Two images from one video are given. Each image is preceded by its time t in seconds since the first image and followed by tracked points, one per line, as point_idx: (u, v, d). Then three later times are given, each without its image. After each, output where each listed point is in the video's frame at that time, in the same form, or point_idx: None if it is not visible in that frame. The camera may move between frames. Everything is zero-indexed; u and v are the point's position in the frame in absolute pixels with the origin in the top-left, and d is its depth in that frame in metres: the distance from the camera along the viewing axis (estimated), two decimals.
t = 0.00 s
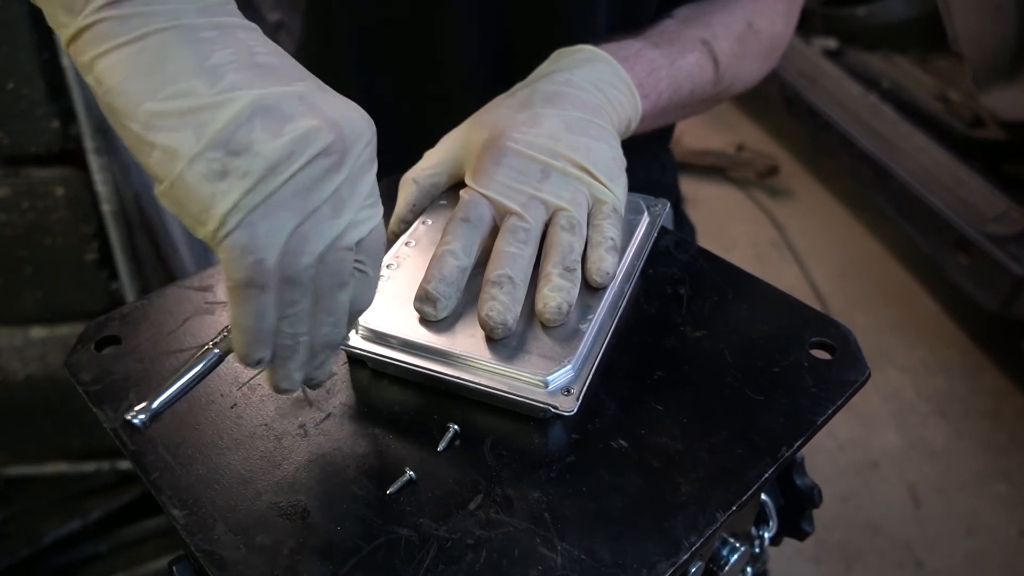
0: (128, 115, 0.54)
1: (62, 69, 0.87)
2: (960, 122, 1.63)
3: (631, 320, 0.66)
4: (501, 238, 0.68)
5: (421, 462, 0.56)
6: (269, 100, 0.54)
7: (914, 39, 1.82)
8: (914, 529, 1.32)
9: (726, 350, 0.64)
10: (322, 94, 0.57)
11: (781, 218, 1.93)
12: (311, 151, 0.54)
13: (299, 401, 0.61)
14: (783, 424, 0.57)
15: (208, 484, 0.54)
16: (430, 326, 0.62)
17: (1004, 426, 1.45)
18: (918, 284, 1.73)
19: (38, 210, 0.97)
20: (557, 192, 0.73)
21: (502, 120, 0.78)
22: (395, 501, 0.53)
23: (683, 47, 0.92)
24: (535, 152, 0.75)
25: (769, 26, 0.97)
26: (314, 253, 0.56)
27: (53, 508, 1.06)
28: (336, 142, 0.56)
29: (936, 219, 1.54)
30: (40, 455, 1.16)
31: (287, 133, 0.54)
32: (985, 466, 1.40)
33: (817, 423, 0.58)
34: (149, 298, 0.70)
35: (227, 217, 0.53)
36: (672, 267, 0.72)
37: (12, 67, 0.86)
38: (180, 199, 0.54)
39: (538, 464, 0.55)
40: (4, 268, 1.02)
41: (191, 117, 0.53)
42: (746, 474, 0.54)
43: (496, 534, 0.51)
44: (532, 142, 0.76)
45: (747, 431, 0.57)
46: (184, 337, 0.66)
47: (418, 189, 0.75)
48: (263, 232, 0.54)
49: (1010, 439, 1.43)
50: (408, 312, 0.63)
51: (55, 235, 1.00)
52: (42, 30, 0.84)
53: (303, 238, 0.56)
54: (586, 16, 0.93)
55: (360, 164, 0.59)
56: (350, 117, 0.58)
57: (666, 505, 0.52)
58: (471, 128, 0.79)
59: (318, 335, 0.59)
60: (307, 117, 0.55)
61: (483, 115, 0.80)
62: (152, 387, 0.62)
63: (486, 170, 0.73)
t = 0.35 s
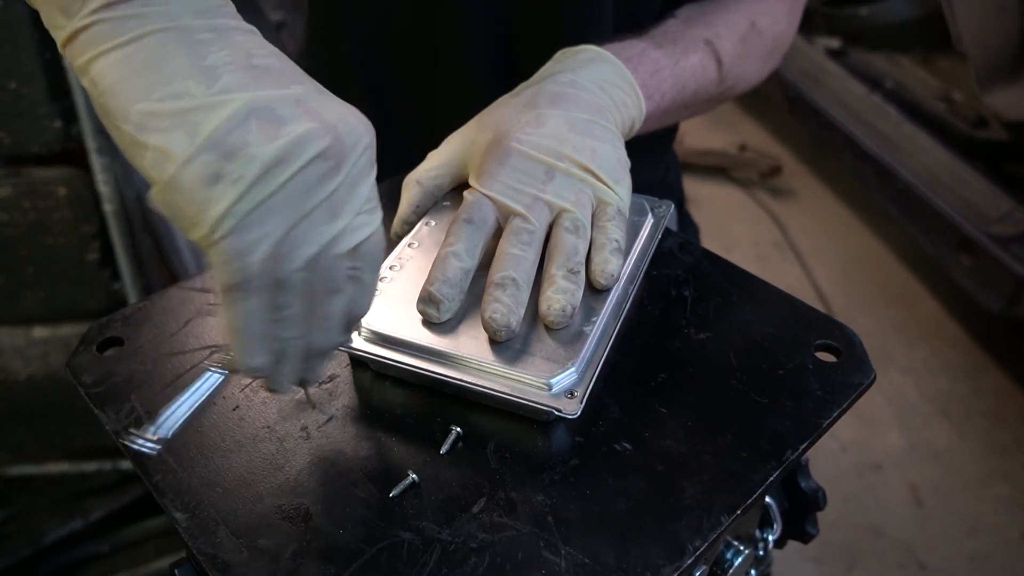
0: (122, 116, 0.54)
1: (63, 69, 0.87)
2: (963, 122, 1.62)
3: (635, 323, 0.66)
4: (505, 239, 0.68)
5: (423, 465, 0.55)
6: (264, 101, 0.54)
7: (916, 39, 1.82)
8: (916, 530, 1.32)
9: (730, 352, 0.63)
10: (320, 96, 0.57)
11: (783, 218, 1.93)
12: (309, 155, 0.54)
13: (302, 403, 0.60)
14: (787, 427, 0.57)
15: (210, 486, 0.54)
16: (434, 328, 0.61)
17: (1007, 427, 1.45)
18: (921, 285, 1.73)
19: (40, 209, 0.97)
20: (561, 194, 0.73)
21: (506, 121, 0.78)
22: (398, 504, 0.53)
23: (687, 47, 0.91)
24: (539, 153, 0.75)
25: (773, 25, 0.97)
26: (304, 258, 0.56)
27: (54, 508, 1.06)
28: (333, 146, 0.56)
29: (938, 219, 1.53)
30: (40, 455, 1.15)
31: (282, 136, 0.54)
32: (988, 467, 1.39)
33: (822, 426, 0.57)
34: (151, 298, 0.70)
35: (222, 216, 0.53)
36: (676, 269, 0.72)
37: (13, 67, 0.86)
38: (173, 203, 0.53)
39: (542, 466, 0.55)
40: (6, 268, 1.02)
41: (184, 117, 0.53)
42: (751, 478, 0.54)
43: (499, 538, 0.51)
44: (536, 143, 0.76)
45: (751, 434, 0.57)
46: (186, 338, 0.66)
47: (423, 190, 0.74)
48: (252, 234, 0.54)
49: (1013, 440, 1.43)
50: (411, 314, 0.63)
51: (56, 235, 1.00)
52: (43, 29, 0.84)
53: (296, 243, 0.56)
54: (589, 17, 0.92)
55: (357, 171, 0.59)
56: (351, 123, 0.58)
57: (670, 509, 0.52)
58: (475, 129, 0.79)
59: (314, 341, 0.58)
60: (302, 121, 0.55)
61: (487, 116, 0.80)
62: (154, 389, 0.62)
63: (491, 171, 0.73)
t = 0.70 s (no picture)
0: (110, 109, 0.55)
1: (65, 69, 0.87)
2: (965, 122, 1.62)
3: (637, 326, 0.66)
4: (506, 243, 0.67)
5: (425, 470, 0.55)
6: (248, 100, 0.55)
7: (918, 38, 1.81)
8: (917, 531, 1.31)
9: (732, 356, 0.63)
10: (309, 95, 0.57)
11: (785, 218, 1.93)
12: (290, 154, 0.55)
13: (303, 407, 0.60)
14: (790, 432, 0.57)
15: (211, 491, 0.54)
16: (436, 333, 0.61)
17: (1009, 428, 1.44)
18: (923, 285, 1.73)
19: (42, 209, 0.97)
20: (562, 197, 0.73)
21: (507, 124, 0.78)
22: (399, 509, 0.53)
23: (691, 48, 0.91)
24: (540, 156, 0.75)
25: (777, 26, 0.97)
26: (283, 256, 0.56)
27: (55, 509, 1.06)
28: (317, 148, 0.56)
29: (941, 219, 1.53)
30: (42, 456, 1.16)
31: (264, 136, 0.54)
32: (990, 468, 1.39)
33: (824, 431, 0.57)
34: (153, 301, 0.70)
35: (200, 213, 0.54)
36: (679, 272, 0.72)
37: (15, 67, 0.85)
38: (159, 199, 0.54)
39: (543, 471, 0.55)
40: (8, 268, 1.02)
41: (167, 116, 0.53)
42: (754, 483, 0.54)
43: (501, 543, 0.51)
44: (537, 146, 0.76)
45: (754, 439, 0.56)
46: (188, 342, 0.66)
47: (424, 193, 0.74)
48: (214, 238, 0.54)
49: (1015, 441, 1.43)
50: (412, 319, 0.63)
51: (59, 235, 1.00)
52: (45, 30, 0.84)
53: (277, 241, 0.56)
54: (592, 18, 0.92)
55: (344, 170, 0.58)
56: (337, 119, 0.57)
57: (672, 514, 0.52)
58: (476, 132, 0.79)
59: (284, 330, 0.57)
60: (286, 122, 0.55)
61: (488, 118, 0.79)
62: (156, 393, 0.62)
63: (493, 175, 0.73)
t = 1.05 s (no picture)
0: (116, 114, 0.54)
1: (66, 70, 0.87)
2: (965, 122, 1.62)
3: (637, 328, 0.66)
4: (507, 245, 0.67)
5: (425, 472, 0.55)
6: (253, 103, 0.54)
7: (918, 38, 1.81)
8: (918, 531, 1.31)
9: (733, 358, 0.63)
10: (314, 96, 0.56)
11: (785, 218, 1.93)
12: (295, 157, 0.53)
13: (303, 410, 0.60)
14: (791, 434, 0.57)
15: (211, 494, 0.54)
16: (436, 334, 0.61)
17: (1009, 429, 1.44)
18: (923, 285, 1.73)
19: (43, 210, 0.97)
20: (562, 198, 0.73)
21: (507, 125, 0.78)
22: (399, 512, 0.53)
23: (692, 46, 0.91)
24: (541, 158, 0.75)
25: (779, 23, 0.97)
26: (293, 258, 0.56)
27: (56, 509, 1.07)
28: (320, 150, 0.54)
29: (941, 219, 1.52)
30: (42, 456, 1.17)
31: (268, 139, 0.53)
32: (990, 468, 1.39)
33: (825, 433, 0.57)
34: (153, 303, 0.70)
35: (201, 218, 0.53)
36: (680, 274, 0.72)
37: (16, 68, 0.85)
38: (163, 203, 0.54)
39: (543, 474, 0.55)
40: (9, 268, 1.02)
41: (173, 119, 0.53)
42: (755, 486, 0.53)
43: (501, 546, 0.51)
44: (538, 148, 0.76)
45: (755, 442, 0.56)
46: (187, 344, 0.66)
47: (425, 194, 0.74)
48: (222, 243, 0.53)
49: (1015, 441, 1.42)
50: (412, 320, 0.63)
51: (60, 236, 1.00)
52: (46, 30, 0.84)
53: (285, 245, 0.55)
54: (594, 18, 0.92)
55: (352, 174, 0.58)
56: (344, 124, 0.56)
57: (672, 518, 0.52)
58: (476, 133, 0.79)
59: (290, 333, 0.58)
60: (290, 123, 0.54)
61: (489, 120, 0.79)
62: (156, 395, 0.62)
63: (494, 176, 0.73)
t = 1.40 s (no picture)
0: (119, 108, 0.54)
1: (66, 68, 0.87)
2: (966, 121, 1.62)
3: (639, 326, 0.66)
4: (508, 242, 0.67)
5: (425, 470, 0.55)
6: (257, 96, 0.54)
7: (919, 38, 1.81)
8: (918, 532, 1.31)
9: (734, 357, 0.63)
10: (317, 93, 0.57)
11: (786, 218, 1.92)
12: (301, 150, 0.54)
13: (303, 407, 0.60)
14: (793, 433, 0.57)
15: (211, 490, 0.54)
16: (437, 332, 0.61)
17: (1010, 428, 1.44)
18: (923, 285, 1.72)
19: (43, 208, 0.97)
20: (564, 195, 0.72)
21: (509, 122, 0.78)
22: (399, 509, 0.53)
23: (694, 42, 0.91)
24: (541, 155, 0.75)
25: (780, 19, 0.96)
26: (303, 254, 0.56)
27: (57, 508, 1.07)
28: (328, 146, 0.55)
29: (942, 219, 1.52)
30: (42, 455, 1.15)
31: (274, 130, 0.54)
32: (990, 468, 1.39)
33: (827, 433, 0.57)
34: (153, 300, 0.70)
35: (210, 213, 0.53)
36: (681, 272, 0.72)
37: (16, 66, 0.85)
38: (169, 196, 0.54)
39: (544, 472, 0.55)
40: (10, 266, 1.01)
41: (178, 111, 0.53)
42: (756, 485, 0.53)
43: (501, 544, 0.50)
44: (539, 145, 0.75)
45: (756, 441, 0.56)
46: (188, 341, 0.66)
47: (426, 191, 0.74)
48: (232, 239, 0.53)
49: (1015, 441, 1.42)
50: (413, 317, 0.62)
51: (61, 233, 0.99)
52: (46, 28, 0.84)
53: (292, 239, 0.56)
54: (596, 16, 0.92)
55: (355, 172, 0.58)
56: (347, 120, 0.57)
57: (673, 517, 0.52)
58: (478, 130, 0.79)
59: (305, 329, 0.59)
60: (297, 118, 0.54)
61: (490, 117, 0.79)
62: (156, 391, 0.62)
63: (494, 173, 0.73)
